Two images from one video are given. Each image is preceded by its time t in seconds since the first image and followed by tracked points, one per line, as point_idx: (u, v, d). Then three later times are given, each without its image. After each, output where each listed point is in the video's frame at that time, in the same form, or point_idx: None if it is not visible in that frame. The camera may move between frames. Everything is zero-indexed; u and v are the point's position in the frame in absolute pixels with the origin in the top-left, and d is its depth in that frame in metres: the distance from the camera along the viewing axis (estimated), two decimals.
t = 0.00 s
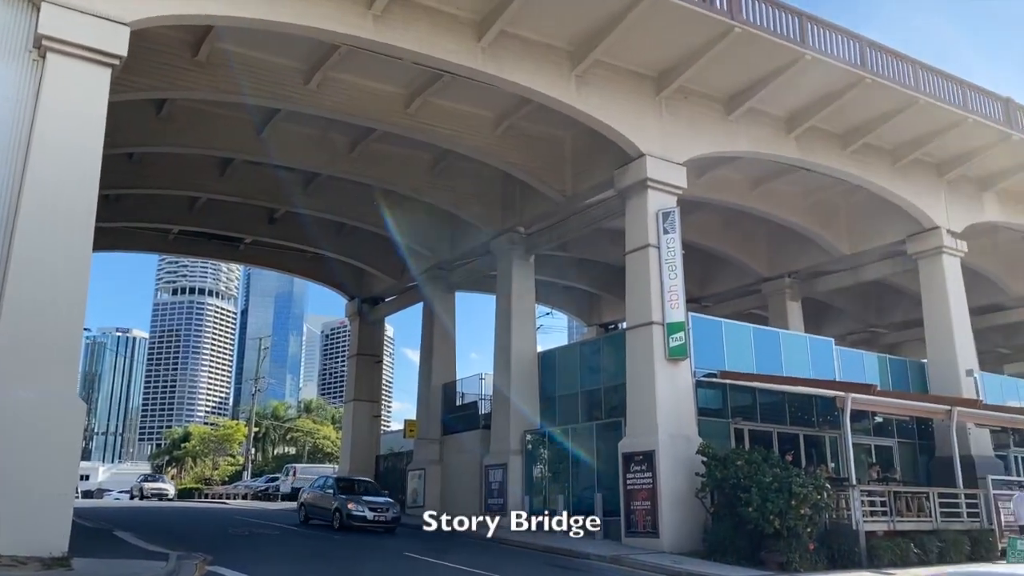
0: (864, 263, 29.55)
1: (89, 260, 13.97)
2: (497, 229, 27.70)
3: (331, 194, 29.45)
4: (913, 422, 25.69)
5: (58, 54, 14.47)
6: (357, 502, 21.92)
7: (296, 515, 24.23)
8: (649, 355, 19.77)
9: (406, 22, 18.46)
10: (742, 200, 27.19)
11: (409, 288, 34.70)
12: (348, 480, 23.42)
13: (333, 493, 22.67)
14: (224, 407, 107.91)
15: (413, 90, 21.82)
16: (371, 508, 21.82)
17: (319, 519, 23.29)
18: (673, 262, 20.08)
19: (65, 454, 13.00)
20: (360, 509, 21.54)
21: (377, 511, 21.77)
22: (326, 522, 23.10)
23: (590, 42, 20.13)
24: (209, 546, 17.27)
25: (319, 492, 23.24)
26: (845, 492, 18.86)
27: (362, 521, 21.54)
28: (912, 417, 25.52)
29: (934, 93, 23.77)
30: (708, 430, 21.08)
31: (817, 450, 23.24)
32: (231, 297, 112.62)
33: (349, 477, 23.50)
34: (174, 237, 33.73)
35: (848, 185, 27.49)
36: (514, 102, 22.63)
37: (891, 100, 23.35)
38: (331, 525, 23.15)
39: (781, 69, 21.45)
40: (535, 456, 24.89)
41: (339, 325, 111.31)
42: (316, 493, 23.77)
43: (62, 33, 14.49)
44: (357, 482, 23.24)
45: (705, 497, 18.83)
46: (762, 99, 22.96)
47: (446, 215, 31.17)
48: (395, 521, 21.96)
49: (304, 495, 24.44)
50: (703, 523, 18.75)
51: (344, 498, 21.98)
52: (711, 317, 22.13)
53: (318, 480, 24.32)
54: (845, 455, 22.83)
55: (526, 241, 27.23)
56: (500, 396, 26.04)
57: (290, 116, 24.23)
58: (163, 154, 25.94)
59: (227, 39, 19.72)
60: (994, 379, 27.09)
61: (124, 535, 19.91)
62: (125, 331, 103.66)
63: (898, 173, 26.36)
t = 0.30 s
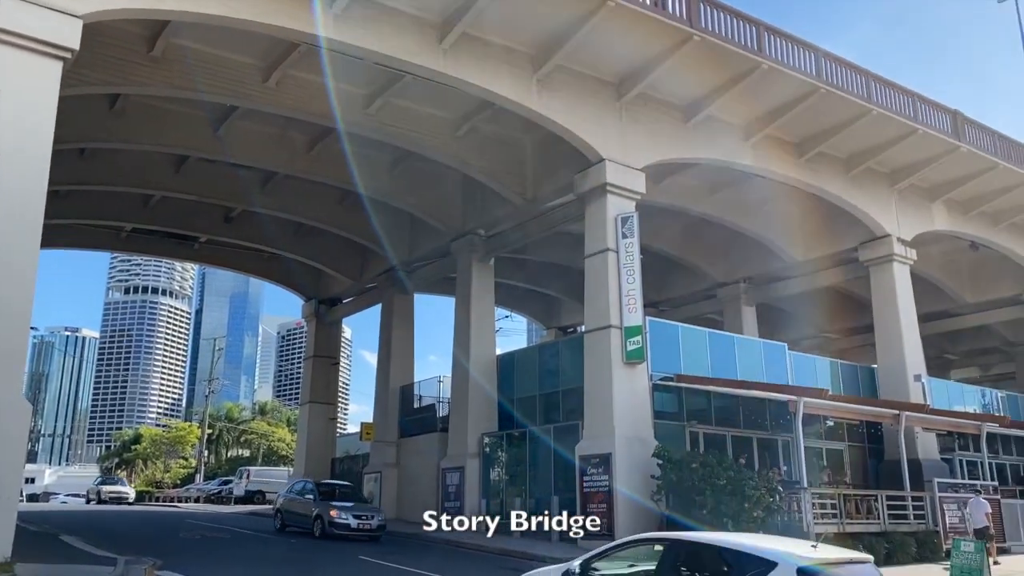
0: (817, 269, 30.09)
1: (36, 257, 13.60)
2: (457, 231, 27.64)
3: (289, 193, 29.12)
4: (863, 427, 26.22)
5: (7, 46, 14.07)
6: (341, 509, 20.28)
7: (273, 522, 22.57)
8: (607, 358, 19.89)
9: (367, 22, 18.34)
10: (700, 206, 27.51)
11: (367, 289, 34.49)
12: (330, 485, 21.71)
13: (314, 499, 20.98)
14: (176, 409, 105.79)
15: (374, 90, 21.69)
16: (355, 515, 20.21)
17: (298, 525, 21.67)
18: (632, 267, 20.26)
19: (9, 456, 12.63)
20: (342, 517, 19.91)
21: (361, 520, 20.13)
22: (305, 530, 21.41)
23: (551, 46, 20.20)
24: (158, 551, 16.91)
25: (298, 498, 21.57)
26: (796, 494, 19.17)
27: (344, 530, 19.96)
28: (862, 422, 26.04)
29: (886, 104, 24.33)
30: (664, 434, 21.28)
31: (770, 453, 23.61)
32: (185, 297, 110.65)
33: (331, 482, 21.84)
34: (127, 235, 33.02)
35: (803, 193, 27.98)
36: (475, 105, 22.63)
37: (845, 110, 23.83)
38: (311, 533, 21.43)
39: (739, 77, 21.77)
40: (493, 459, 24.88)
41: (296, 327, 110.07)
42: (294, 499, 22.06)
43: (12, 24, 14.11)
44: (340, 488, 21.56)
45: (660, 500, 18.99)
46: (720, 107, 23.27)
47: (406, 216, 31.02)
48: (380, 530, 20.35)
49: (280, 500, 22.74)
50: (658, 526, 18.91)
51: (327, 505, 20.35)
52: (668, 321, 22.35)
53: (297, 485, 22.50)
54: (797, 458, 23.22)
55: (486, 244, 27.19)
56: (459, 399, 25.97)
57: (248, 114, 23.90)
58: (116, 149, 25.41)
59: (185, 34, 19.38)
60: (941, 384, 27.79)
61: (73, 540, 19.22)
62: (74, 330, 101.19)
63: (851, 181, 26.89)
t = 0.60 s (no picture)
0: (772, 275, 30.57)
1: None
2: (417, 233, 27.55)
3: (246, 192, 28.75)
4: (814, 430, 26.73)
5: None
6: (325, 517, 19.50)
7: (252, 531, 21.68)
8: (564, 362, 19.98)
9: (327, 21, 18.21)
10: (658, 212, 27.81)
11: (324, 290, 34.20)
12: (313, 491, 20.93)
13: (297, 506, 20.18)
14: (127, 410, 103.66)
15: (334, 90, 21.57)
16: (341, 523, 19.47)
17: (278, 535, 20.82)
18: (591, 271, 20.39)
19: None
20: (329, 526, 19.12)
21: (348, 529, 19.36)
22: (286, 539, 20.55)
23: (513, 50, 20.27)
24: (106, 556, 16.55)
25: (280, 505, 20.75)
26: (749, 497, 19.49)
27: (330, 539, 19.16)
28: (813, 426, 26.54)
29: (839, 115, 24.87)
30: (620, 437, 21.44)
31: (723, 456, 23.97)
32: (138, 296, 108.55)
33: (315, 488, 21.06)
34: (78, 234, 32.26)
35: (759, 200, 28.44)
36: (436, 107, 22.60)
37: (800, 119, 24.30)
38: (292, 542, 20.60)
39: (697, 85, 22.09)
40: (450, 462, 24.83)
41: (252, 327, 108.68)
42: (273, 506, 21.25)
43: None
44: (322, 494, 20.81)
45: (616, 502, 19.10)
46: (678, 114, 23.56)
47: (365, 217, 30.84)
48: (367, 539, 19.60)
49: (259, 507, 21.90)
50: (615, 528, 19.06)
51: (311, 512, 19.56)
52: (626, 325, 22.51)
53: (276, 491, 21.68)
54: (750, 461, 23.62)
55: (446, 246, 27.13)
56: (416, 402, 25.86)
57: (205, 111, 23.57)
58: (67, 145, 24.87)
59: (140, 29, 19.03)
60: (890, 390, 28.45)
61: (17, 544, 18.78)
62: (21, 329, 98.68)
63: (805, 190, 27.41)
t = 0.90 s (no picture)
0: (727, 281, 30.96)
1: None
2: (375, 235, 27.38)
3: (201, 191, 28.29)
4: (767, 434, 27.15)
5: None
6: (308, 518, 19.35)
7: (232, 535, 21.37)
8: (522, 365, 20.00)
9: (287, 20, 18.02)
10: (617, 217, 28.01)
11: (280, 292, 33.80)
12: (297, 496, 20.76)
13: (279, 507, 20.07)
14: (75, 412, 101.26)
15: (292, 89, 21.35)
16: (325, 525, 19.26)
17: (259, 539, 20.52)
18: (550, 275, 20.46)
19: None
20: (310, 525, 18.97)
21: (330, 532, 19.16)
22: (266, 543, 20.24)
23: (474, 53, 20.27)
24: (51, 562, 16.13)
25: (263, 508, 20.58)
26: (704, 500, 19.78)
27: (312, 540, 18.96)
28: (766, 430, 26.98)
29: (794, 124, 25.35)
30: (577, 440, 21.54)
31: (678, 459, 24.25)
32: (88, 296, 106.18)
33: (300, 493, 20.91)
34: (25, 231, 31.43)
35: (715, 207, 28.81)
36: (397, 108, 22.50)
37: (756, 127, 24.69)
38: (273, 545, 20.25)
39: (656, 92, 22.34)
40: (407, 466, 24.72)
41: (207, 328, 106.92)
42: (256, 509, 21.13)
43: None
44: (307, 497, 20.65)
45: (572, 506, 19.15)
46: (638, 121, 23.79)
47: (323, 218, 30.57)
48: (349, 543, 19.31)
49: (243, 513, 21.73)
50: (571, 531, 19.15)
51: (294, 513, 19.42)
52: (584, 329, 22.60)
53: (261, 496, 21.56)
54: (704, 464, 23.93)
55: (405, 248, 27.00)
56: (373, 405, 25.68)
57: (160, 108, 23.16)
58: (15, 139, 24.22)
59: (93, 22, 18.62)
60: (841, 395, 29.02)
61: None
62: None
63: (760, 197, 27.85)
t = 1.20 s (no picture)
0: (683, 286, 31.29)
1: None
2: (333, 236, 27.14)
3: (154, 188, 27.75)
4: (721, 438, 27.49)
5: None
6: (303, 534, 16.40)
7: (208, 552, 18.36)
8: (481, 368, 19.95)
9: (245, 17, 17.78)
10: (576, 221, 28.15)
11: (235, 292, 33.30)
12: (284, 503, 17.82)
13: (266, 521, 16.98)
14: (19, 414, 98.60)
15: (250, 86, 21.06)
16: (322, 541, 16.38)
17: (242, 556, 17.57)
18: (509, 278, 20.47)
19: None
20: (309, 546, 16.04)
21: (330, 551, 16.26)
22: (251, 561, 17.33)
23: (435, 55, 20.21)
24: None
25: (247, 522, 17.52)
26: (658, 503, 19.91)
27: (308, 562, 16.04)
28: (721, 433, 27.32)
29: (749, 133, 25.77)
30: (533, 444, 21.55)
31: (633, 462, 24.46)
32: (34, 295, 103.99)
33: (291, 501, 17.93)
34: None
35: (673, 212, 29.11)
36: (356, 107, 22.34)
37: (713, 134, 25.02)
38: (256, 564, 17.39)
39: (615, 97, 22.51)
40: (362, 469, 24.53)
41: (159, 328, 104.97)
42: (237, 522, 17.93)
43: None
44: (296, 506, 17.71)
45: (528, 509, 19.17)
46: (597, 126, 23.93)
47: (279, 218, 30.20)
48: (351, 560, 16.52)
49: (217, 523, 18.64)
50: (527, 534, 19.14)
51: (284, 528, 16.41)
52: (542, 332, 22.62)
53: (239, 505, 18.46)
54: (659, 467, 24.17)
55: (363, 249, 26.79)
56: (329, 408, 25.43)
57: (113, 103, 22.67)
58: None
59: (44, 14, 18.16)
60: (793, 399, 29.50)
61: None
62: None
63: (717, 204, 28.20)
